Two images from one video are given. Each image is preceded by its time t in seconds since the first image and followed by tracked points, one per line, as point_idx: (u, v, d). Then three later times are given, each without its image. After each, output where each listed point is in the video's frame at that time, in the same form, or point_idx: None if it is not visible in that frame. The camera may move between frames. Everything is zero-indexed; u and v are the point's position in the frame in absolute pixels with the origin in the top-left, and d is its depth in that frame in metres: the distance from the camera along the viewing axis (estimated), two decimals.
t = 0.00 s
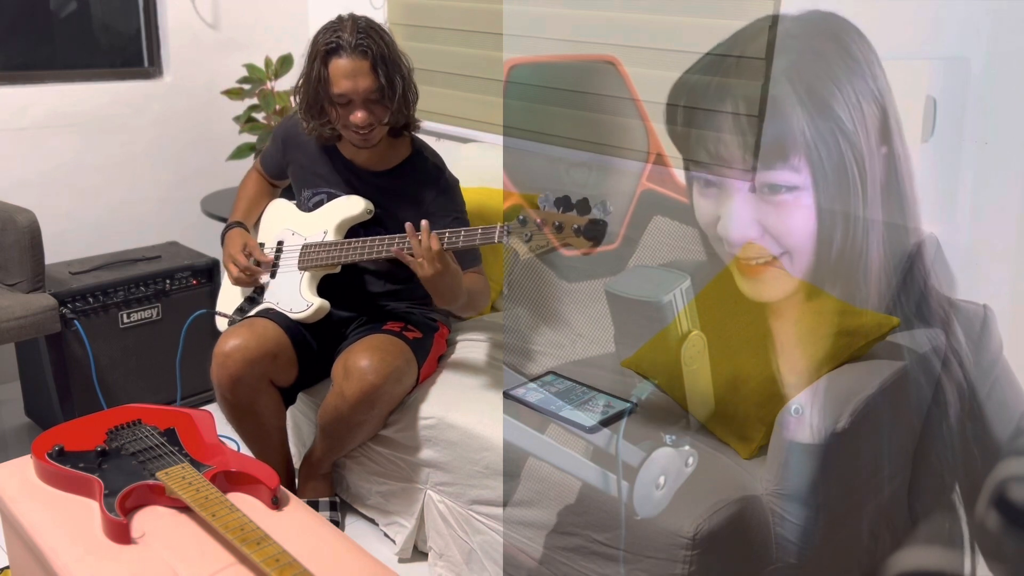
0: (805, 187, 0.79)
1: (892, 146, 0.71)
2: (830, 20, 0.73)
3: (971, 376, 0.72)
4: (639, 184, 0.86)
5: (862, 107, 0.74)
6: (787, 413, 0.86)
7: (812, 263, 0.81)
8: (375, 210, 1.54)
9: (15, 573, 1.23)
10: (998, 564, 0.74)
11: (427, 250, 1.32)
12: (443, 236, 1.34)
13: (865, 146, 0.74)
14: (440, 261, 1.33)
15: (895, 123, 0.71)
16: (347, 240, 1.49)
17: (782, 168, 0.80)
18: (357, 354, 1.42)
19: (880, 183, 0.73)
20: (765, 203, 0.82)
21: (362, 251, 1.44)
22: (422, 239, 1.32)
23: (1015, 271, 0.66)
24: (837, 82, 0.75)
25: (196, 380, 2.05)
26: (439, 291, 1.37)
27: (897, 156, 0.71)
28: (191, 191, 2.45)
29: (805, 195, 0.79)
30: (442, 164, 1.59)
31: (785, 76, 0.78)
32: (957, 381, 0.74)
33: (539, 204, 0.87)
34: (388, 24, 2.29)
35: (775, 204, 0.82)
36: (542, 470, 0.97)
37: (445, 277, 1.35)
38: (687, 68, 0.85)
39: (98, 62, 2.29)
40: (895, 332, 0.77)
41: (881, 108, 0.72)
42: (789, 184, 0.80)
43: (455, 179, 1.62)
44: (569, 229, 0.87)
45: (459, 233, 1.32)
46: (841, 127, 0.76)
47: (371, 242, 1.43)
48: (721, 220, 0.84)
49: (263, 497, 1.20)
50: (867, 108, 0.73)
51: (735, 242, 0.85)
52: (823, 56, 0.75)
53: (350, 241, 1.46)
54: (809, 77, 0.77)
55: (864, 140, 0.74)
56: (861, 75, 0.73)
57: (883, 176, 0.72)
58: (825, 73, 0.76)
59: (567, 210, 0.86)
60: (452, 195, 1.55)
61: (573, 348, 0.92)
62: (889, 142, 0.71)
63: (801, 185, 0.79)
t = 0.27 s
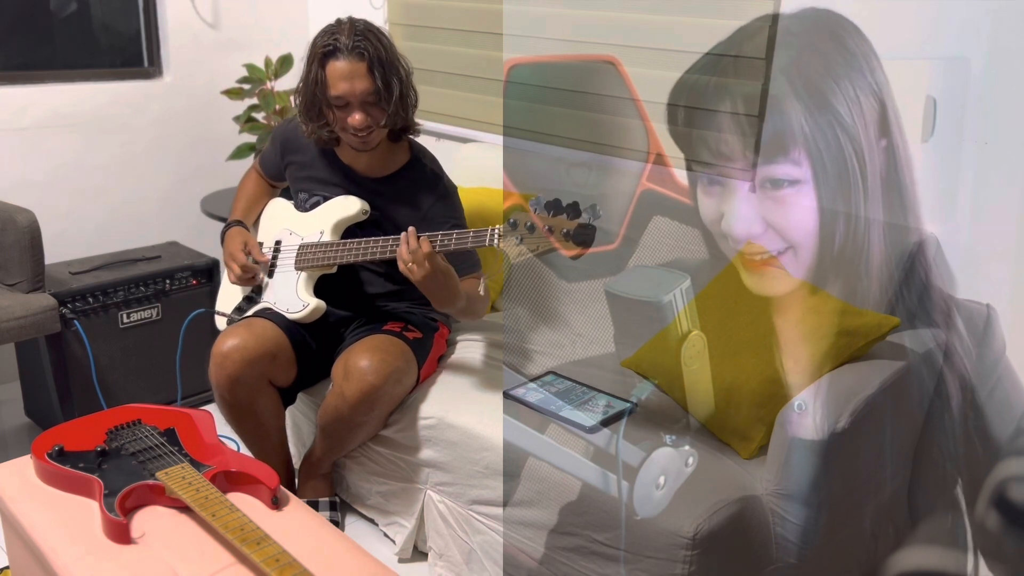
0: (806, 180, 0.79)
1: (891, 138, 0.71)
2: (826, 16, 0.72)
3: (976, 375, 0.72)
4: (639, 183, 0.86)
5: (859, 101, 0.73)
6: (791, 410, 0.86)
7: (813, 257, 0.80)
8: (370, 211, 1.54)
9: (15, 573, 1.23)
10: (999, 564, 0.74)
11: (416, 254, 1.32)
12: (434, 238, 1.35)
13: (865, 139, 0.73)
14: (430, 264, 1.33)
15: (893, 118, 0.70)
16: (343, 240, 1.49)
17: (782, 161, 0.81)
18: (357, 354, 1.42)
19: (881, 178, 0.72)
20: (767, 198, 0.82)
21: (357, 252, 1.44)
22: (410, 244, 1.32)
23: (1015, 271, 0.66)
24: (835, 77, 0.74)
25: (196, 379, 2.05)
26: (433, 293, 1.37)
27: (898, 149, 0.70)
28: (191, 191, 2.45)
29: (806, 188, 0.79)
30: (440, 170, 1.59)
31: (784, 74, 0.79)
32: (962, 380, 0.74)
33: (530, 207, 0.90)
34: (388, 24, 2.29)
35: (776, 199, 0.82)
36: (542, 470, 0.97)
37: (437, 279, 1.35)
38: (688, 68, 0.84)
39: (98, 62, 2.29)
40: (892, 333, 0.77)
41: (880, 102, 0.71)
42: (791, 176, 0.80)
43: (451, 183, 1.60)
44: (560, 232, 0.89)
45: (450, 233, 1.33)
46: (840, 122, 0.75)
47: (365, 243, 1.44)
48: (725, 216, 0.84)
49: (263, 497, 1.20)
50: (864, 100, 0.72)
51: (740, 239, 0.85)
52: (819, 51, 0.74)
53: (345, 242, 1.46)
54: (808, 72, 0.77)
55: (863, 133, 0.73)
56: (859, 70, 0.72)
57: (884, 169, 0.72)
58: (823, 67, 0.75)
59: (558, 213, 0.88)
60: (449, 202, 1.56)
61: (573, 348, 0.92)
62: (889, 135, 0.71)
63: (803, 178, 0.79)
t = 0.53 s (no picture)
0: (817, 179, 0.80)
1: (905, 139, 0.71)
2: (842, 16, 0.71)
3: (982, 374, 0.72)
4: (639, 183, 0.88)
5: (874, 101, 0.73)
6: (796, 404, 0.87)
7: (825, 253, 0.81)
8: (371, 209, 1.54)
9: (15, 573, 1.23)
10: (1000, 565, 0.73)
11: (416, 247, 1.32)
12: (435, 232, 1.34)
13: (878, 139, 0.73)
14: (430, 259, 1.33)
15: (906, 118, 0.70)
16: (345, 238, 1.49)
17: (795, 159, 0.81)
18: (357, 354, 1.42)
19: (893, 177, 0.72)
20: (779, 197, 0.84)
21: (357, 249, 1.45)
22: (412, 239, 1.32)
23: (1014, 271, 0.65)
24: (849, 76, 0.74)
25: (196, 379, 2.05)
26: (433, 290, 1.36)
27: (910, 149, 0.70)
28: (191, 191, 2.45)
29: (818, 186, 0.80)
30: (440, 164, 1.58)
31: (800, 75, 0.79)
32: (968, 381, 0.73)
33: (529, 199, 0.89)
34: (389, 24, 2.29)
35: (786, 197, 0.83)
36: (542, 470, 0.97)
37: (438, 276, 1.34)
38: (698, 70, 0.87)
39: (98, 62, 2.29)
40: (892, 332, 0.78)
41: (894, 101, 0.71)
42: (803, 174, 0.81)
43: (451, 173, 1.61)
44: (559, 223, 0.87)
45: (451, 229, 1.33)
46: (853, 121, 0.76)
47: (366, 240, 1.44)
48: (737, 211, 0.86)
49: (263, 497, 1.20)
50: (878, 101, 0.72)
51: (754, 236, 0.86)
52: (834, 49, 0.74)
53: (347, 240, 1.46)
54: (822, 68, 0.77)
55: (877, 133, 0.73)
56: (874, 71, 0.71)
57: (896, 168, 0.72)
58: (839, 66, 0.75)
59: (557, 204, 0.87)
60: (450, 193, 1.55)
61: (573, 348, 0.92)
62: (902, 135, 0.71)
63: (814, 175, 0.80)
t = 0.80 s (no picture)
0: (823, 176, 0.79)
1: (908, 139, 0.71)
2: (849, 17, 0.72)
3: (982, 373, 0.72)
4: (639, 183, 0.88)
5: (879, 102, 0.73)
6: (797, 405, 0.87)
7: (827, 252, 0.81)
8: (371, 211, 1.54)
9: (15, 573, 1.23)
10: (1000, 565, 0.74)
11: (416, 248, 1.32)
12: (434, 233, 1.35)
13: (882, 141, 0.73)
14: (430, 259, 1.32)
15: (910, 118, 0.70)
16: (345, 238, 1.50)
17: (800, 157, 0.81)
18: (357, 354, 1.42)
19: (896, 179, 0.72)
20: (782, 193, 0.83)
21: (356, 250, 1.45)
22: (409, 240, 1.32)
23: (1015, 272, 0.66)
24: (855, 75, 0.75)
25: (196, 379, 2.05)
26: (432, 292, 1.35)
27: (913, 151, 0.70)
28: (191, 191, 2.45)
29: (823, 184, 0.79)
30: (438, 167, 1.60)
31: (807, 74, 0.79)
32: (968, 383, 0.73)
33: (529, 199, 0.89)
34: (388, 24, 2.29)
35: (790, 194, 0.82)
36: (542, 470, 0.97)
37: (438, 276, 1.34)
38: (701, 70, 0.86)
39: (98, 62, 2.29)
40: (892, 333, 0.78)
41: (899, 103, 0.70)
42: (807, 173, 0.80)
43: (447, 178, 1.60)
44: (559, 222, 0.87)
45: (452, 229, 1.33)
46: (858, 122, 0.75)
47: (368, 240, 1.44)
48: (738, 206, 0.85)
49: (263, 497, 1.20)
50: (883, 102, 0.72)
51: (754, 232, 0.85)
52: (841, 50, 0.75)
53: (347, 240, 1.47)
54: (829, 67, 0.77)
55: (881, 135, 0.73)
56: (880, 71, 0.71)
57: (899, 170, 0.72)
58: (845, 65, 0.75)
59: (558, 204, 0.87)
60: (449, 201, 1.55)
61: (573, 348, 0.93)
62: (905, 137, 0.71)
63: (819, 175, 0.80)
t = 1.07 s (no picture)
0: (820, 166, 0.79)
1: (906, 142, 0.70)
2: (852, 16, 0.72)
3: (976, 376, 0.72)
4: (639, 183, 0.89)
5: (881, 98, 0.72)
6: (790, 411, 0.86)
7: (819, 247, 0.80)
8: (370, 207, 1.54)
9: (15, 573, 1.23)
10: (999, 564, 0.74)
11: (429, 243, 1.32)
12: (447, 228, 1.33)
13: (881, 137, 0.72)
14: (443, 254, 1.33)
15: (909, 118, 0.70)
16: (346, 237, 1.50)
17: (801, 145, 0.81)
18: (357, 354, 1.42)
19: (895, 179, 0.72)
20: (779, 182, 0.83)
21: (356, 249, 1.46)
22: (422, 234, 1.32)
23: (1015, 273, 0.66)
24: (858, 69, 0.74)
25: (196, 379, 2.05)
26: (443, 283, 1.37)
27: (912, 153, 0.70)
28: (191, 191, 2.45)
29: (820, 173, 0.79)
30: (436, 165, 1.59)
31: (815, 61, 0.78)
32: (963, 387, 0.74)
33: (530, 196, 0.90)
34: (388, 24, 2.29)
35: (787, 182, 0.82)
36: (542, 470, 0.97)
37: (449, 270, 1.35)
38: (698, 68, 0.87)
39: (98, 62, 2.29)
40: (894, 332, 0.77)
41: (900, 102, 0.70)
42: (806, 162, 0.80)
43: (445, 176, 1.59)
44: (560, 219, 0.88)
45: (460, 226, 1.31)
46: (858, 111, 0.75)
47: (367, 239, 1.45)
48: (733, 195, 0.86)
49: (263, 497, 1.20)
50: (885, 99, 0.72)
51: (747, 223, 0.85)
52: (847, 44, 0.74)
53: (347, 239, 1.47)
54: (836, 61, 0.76)
55: (881, 131, 0.72)
56: (883, 69, 0.71)
57: (899, 171, 0.72)
58: (849, 59, 0.75)
59: (558, 200, 0.88)
60: (448, 195, 1.55)
61: (573, 349, 0.93)
62: (905, 138, 0.70)
63: (817, 163, 0.79)
